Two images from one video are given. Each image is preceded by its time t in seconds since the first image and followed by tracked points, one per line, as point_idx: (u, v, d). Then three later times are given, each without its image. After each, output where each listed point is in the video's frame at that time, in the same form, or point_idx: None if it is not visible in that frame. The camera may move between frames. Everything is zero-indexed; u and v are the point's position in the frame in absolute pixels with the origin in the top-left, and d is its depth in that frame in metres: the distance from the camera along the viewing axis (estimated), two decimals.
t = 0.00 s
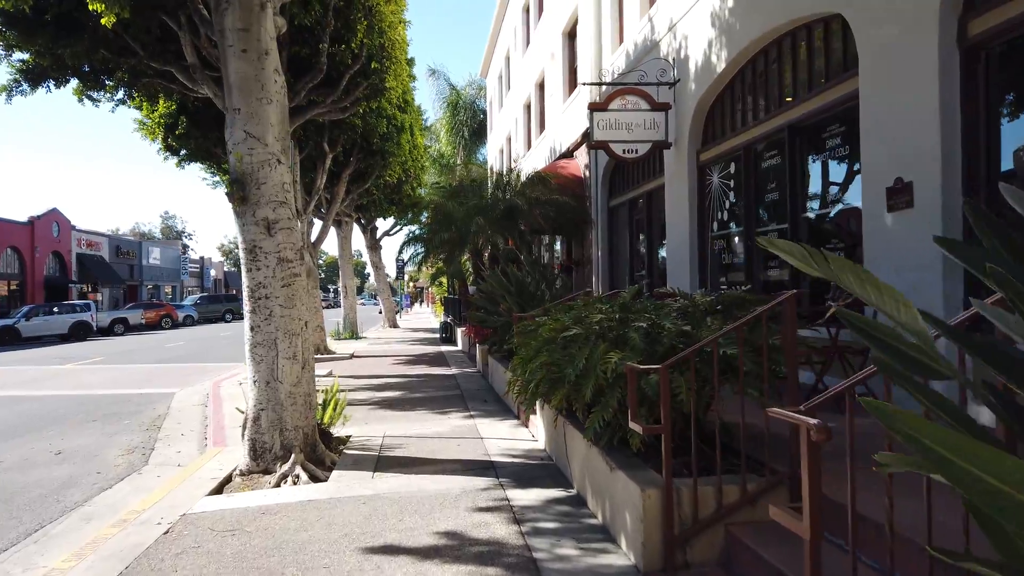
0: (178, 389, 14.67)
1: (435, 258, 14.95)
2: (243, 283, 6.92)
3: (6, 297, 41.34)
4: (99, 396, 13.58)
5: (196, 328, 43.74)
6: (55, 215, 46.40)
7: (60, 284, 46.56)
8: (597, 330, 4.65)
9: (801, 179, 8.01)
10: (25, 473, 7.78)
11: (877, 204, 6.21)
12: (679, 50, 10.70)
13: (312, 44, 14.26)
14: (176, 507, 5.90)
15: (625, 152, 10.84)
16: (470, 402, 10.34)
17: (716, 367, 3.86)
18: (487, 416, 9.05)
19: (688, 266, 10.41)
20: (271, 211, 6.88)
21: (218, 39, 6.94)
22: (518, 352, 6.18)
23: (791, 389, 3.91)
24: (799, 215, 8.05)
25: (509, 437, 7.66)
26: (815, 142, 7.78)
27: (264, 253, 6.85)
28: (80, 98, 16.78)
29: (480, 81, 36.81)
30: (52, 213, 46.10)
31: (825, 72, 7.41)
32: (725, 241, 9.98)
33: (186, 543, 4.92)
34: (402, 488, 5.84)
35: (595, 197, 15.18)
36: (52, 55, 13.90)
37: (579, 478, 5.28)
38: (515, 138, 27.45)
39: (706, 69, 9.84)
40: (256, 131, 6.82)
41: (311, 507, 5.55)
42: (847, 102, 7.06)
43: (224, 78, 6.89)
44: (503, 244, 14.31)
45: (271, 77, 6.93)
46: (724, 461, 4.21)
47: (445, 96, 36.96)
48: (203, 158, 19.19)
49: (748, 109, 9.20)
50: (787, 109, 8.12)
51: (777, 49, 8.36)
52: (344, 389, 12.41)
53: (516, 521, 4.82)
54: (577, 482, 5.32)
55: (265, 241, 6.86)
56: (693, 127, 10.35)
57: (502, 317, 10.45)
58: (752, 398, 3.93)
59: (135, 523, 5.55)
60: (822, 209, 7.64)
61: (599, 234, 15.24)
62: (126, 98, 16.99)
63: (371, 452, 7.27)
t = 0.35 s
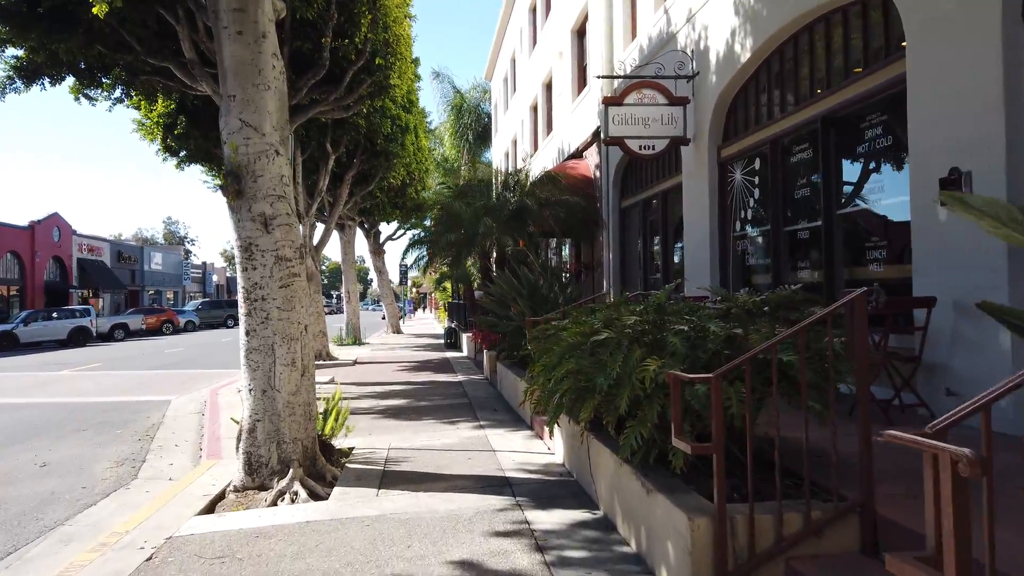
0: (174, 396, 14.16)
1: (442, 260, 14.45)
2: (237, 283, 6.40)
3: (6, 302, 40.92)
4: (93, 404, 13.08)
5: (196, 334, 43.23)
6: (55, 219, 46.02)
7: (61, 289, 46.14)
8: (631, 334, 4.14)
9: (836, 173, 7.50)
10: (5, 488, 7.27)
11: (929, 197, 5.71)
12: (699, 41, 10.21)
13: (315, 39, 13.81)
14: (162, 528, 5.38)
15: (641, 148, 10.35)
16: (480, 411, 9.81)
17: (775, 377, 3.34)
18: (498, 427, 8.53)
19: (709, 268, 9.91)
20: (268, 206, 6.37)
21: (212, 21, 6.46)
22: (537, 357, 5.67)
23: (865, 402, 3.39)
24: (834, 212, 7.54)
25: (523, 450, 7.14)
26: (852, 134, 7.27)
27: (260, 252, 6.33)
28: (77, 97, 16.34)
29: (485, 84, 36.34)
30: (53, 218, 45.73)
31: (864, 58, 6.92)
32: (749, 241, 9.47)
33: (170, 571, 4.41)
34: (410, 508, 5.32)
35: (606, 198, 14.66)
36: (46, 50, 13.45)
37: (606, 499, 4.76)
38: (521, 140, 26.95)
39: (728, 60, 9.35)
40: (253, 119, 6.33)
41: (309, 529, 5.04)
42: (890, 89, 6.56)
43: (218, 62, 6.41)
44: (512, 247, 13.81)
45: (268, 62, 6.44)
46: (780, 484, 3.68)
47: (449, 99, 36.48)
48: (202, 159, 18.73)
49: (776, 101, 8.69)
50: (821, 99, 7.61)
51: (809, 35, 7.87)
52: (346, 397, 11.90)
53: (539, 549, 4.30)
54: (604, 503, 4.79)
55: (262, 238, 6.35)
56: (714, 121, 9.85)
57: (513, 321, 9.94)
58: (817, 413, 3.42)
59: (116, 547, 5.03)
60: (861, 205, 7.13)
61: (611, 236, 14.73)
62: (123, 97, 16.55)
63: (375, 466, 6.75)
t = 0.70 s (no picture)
0: (168, 400, 13.68)
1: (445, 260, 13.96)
2: (225, 279, 5.89)
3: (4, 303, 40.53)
4: (83, 408, 12.60)
5: (197, 335, 42.77)
6: (55, 220, 45.66)
7: (60, 290, 45.74)
8: (663, 335, 3.64)
9: (870, 163, 6.99)
10: None
11: (983, 183, 5.20)
12: (716, 28, 9.73)
13: (314, 29, 13.36)
14: (138, 549, 4.88)
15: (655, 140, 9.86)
16: (485, 417, 9.28)
17: (843, 383, 2.83)
18: (506, 433, 8.02)
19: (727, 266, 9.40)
20: (258, 195, 5.86)
21: None
22: (552, 360, 5.17)
23: (947, 413, 2.89)
24: (868, 204, 7.03)
25: (534, 460, 6.62)
26: (888, 120, 6.76)
27: (249, 245, 5.82)
28: (70, 92, 15.88)
29: (488, 83, 35.86)
30: (53, 219, 45.35)
31: (903, 37, 6.43)
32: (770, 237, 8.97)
33: None
34: (411, 527, 4.81)
35: (616, 195, 14.16)
36: (36, 42, 13.01)
37: (631, 520, 4.25)
38: (526, 140, 26.47)
39: (749, 46, 8.85)
40: (242, 101, 5.83)
41: (299, 550, 4.54)
42: (933, 70, 6.06)
43: (205, 41, 5.92)
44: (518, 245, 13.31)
45: (259, 40, 5.95)
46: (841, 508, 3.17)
47: (452, 98, 36.00)
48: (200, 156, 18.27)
49: (801, 88, 8.19)
50: (853, 84, 7.10)
51: (839, 16, 7.37)
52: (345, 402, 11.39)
53: None
54: (629, 524, 4.28)
55: (251, 230, 5.84)
56: (733, 111, 9.35)
57: (521, 322, 9.43)
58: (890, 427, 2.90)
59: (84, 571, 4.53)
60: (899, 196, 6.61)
61: (620, 234, 14.24)
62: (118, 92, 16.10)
63: (374, 478, 6.24)
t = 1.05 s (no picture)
0: (160, 407, 13.18)
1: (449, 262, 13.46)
2: (208, 282, 5.39)
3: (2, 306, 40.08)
4: (72, 415, 12.10)
5: (196, 338, 42.27)
6: (55, 221, 45.23)
7: (59, 292, 45.27)
8: (704, 348, 3.12)
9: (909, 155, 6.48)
10: None
11: None
12: (734, 17, 9.24)
13: (312, 22, 12.87)
14: None
15: (670, 135, 9.36)
16: (491, 428, 8.76)
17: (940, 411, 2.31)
18: (513, 447, 7.49)
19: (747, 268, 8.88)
20: (244, 190, 5.35)
21: None
22: (569, 372, 4.66)
23: None
24: (906, 200, 6.51)
25: (545, 478, 6.10)
26: (929, 108, 6.25)
27: (234, 245, 5.31)
28: (61, 89, 15.41)
29: (491, 82, 35.36)
30: (52, 220, 44.92)
31: (947, 18, 5.93)
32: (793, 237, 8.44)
33: None
34: (411, 560, 4.29)
35: (624, 194, 13.66)
36: (23, 35, 12.54)
37: (662, 557, 3.72)
38: (530, 139, 25.94)
39: (771, 33, 8.35)
40: (227, 86, 5.33)
41: None
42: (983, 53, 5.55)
43: (185, 22, 5.42)
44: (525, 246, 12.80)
45: (245, 20, 5.44)
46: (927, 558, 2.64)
47: (455, 98, 35.46)
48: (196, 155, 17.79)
49: (829, 77, 7.68)
50: (889, 70, 6.59)
51: None
52: (344, 410, 10.88)
53: None
54: (659, 561, 3.76)
55: (237, 229, 5.34)
56: (753, 104, 8.84)
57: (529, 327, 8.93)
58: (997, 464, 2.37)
59: None
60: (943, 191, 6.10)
61: (629, 235, 13.73)
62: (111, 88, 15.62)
63: (372, 499, 5.71)
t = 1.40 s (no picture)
0: (154, 410, 12.67)
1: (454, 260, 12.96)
2: (194, 275, 4.88)
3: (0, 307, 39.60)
4: (61, 419, 11.60)
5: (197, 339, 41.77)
6: (55, 221, 44.82)
7: (59, 293, 44.80)
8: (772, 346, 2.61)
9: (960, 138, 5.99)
10: None
11: None
12: None
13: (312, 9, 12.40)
14: None
15: (690, 123, 8.86)
16: (501, 433, 8.24)
17: None
18: (525, 454, 6.98)
19: (772, 262, 8.37)
20: (234, 173, 4.85)
21: None
22: (599, 375, 4.15)
23: None
24: (957, 186, 6.02)
25: (564, 490, 5.59)
26: (987, 87, 5.75)
27: (222, 234, 4.81)
28: (54, 81, 14.94)
29: (495, 80, 34.89)
30: (52, 220, 44.49)
31: None
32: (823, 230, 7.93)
33: None
34: None
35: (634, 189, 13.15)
36: (12, 23, 12.07)
37: None
38: (536, 137, 25.44)
39: (800, 13, 7.85)
40: (215, 59, 4.84)
41: None
42: None
43: None
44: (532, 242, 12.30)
45: None
46: None
47: (458, 96, 34.97)
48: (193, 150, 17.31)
49: (866, 59, 7.18)
50: (937, 47, 6.10)
51: None
52: (345, 414, 10.37)
53: None
54: None
55: (226, 216, 4.83)
56: (779, 89, 8.34)
57: (541, 326, 8.42)
58: None
59: None
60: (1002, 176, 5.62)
61: (642, 231, 13.23)
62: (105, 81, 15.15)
63: (375, 514, 5.20)
